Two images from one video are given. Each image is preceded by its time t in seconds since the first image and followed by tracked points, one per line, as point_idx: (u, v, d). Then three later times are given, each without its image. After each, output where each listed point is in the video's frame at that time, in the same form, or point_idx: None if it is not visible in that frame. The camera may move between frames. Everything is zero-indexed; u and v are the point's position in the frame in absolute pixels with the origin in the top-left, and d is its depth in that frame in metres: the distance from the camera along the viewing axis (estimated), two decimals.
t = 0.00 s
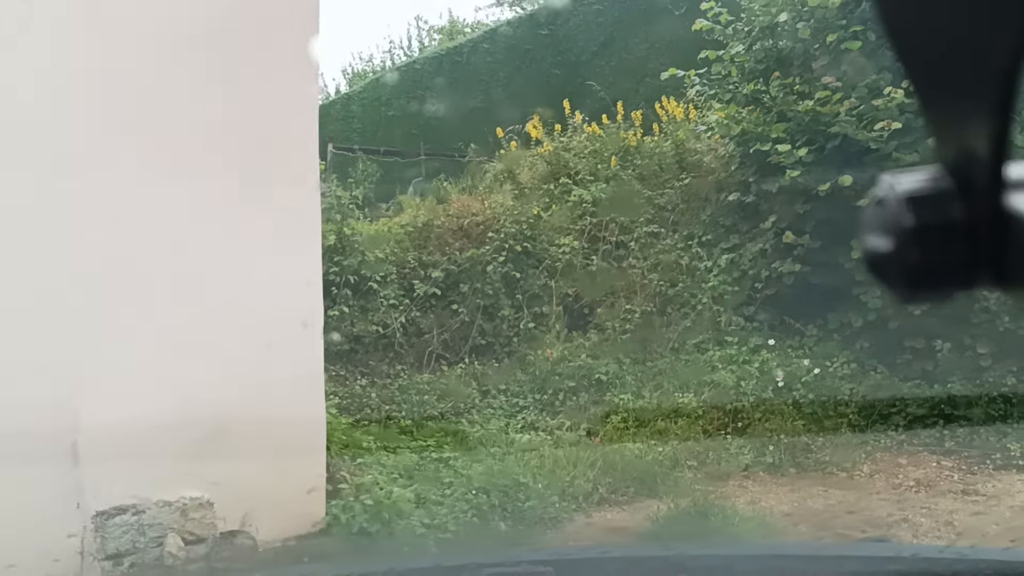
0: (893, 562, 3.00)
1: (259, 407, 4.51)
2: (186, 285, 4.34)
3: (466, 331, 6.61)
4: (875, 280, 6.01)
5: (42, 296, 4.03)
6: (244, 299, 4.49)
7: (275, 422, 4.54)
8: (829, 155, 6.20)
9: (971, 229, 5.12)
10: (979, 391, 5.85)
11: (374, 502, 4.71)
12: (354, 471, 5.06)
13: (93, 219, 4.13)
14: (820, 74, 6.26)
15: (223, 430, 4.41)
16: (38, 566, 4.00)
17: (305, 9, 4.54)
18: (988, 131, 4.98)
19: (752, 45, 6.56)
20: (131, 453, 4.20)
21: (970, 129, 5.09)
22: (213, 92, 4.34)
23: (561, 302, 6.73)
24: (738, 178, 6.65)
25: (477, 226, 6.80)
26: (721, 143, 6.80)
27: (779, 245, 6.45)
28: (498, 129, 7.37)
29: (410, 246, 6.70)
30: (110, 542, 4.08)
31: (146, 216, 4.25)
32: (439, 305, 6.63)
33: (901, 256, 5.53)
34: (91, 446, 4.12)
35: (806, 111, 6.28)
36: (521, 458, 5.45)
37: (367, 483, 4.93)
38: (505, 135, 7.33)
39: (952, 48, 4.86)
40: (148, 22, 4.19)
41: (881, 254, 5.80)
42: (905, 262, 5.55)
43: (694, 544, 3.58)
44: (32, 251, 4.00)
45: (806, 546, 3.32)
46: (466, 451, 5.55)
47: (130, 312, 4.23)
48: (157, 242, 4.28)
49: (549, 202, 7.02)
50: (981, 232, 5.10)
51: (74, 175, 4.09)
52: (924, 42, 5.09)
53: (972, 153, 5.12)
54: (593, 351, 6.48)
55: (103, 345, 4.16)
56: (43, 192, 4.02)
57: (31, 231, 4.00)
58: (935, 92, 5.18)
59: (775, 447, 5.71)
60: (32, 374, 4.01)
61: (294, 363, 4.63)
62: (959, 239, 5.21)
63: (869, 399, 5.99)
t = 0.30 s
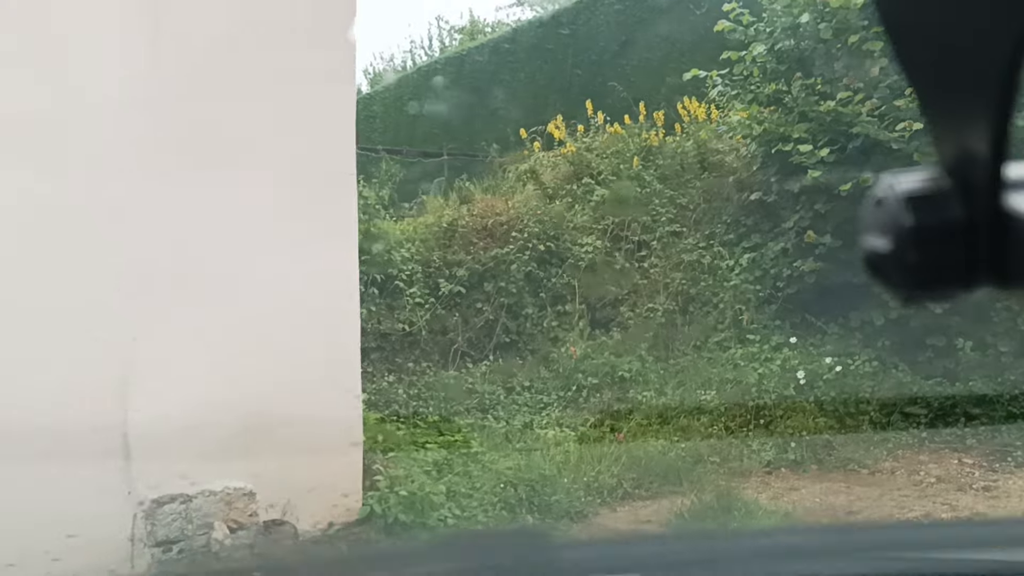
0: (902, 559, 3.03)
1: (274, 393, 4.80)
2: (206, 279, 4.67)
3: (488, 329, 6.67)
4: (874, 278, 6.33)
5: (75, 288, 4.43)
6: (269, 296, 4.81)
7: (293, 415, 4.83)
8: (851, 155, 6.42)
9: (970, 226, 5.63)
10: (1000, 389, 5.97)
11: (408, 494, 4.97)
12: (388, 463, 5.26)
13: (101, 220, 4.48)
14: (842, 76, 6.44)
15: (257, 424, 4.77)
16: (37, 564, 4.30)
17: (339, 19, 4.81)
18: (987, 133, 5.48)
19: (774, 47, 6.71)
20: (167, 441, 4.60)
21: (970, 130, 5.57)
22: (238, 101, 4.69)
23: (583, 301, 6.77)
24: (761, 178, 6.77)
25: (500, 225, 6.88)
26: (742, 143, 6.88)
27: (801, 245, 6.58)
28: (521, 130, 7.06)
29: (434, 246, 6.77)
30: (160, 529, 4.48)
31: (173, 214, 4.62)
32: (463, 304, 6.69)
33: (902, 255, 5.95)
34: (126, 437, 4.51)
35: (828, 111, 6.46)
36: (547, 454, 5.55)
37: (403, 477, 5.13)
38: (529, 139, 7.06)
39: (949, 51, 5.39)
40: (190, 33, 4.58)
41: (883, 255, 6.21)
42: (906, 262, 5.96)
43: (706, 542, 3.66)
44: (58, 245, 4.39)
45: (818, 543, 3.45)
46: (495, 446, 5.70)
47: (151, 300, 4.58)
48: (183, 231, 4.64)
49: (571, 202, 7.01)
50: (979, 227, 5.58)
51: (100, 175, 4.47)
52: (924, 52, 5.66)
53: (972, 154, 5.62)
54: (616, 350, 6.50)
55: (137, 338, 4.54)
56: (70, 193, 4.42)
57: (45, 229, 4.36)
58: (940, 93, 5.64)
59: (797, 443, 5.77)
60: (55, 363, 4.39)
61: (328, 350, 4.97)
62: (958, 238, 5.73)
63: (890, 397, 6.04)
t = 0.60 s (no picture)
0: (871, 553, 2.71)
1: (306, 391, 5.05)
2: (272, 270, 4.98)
3: (512, 328, 6.77)
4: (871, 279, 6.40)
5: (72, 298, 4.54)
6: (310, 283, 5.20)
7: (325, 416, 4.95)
8: (873, 155, 6.39)
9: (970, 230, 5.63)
10: None
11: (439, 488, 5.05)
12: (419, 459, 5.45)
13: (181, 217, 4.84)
14: (866, 76, 6.43)
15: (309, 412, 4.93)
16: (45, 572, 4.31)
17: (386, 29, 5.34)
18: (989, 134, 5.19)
19: (797, 47, 6.78)
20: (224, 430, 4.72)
21: (973, 133, 5.31)
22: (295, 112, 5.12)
23: (606, 300, 6.86)
24: (783, 178, 6.77)
25: (524, 226, 7.00)
26: (764, 144, 6.93)
27: (823, 244, 6.59)
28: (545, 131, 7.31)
29: (460, 246, 6.94)
30: (204, 519, 4.54)
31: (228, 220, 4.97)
32: (489, 303, 6.81)
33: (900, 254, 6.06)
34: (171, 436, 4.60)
35: (851, 111, 6.44)
36: (570, 451, 5.62)
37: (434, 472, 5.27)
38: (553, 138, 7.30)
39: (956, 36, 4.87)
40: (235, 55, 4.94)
41: (881, 254, 6.25)
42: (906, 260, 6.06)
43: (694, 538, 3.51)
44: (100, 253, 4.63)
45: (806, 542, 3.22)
46: (519, 443, 5.76)
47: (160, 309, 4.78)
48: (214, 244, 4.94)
49: (594, 202, 7.15)
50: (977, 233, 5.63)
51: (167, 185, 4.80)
52: (944, 63, 5.13)
53: (972, 156, 5.43)
54: (639, 349, 6.61)
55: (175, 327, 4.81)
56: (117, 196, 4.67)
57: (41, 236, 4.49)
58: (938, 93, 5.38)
59: (820, 441, 5.75)
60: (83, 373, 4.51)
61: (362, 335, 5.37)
62: (959, 239, 5.71)
63: (913, 395, 6.05)
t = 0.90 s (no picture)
0: (879, 563, 3.00)
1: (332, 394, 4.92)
2: (297, 270, 4.86)
3: (534, 327, 6.82)
4: (878, 281, 6.53)
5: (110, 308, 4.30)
6: (341, 294, 4.99)
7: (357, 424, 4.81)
8: (894, 155, 6.46)
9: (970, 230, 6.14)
10: None
11: (467, 482, 5.20)
12: (446, 453, 5.54)
13: (222, 221, 4.63)
14: (886, 75, 6.48)
15: (340, 417, 4.92)
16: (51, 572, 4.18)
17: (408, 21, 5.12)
18: (993, 136, 5.75)
19: (817, 46, 6.81)
20: (254, 435, 4.68)
21: (976, 134, 5.85)
22: (322, 105, 4.87)
23: (628, 299, 6.91)
24: (804, 177, 6.81)
25: (546, 226, 7.05)
26: (784, 143, 6.98)
27: (844, 244, 6.63)
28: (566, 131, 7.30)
29: (481, 245, 6.92)
30: (240, 512, 4.61)
31: (261, 223, 4.74)
32: (510, 303, 6.85)
33: (904, 254, 6.41)
34: (209, 427, 4.55)
35: (872, 110, 6.49)
36: (593, 449, 5.69)
37: (461, 467, 5.36)
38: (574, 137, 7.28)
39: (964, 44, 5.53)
40: (273, 65, 4.73)
41: (887, 254, 6.48)
42: (908, 260, 6.40)
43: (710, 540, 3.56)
44: (142, 258, 4.40)
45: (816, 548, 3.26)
46: (542, 441, 5.84)
47: (184, 312, 4.52)
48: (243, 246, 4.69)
49: (616, 202, 7.19)
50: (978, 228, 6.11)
51: (200, 187, 4.55)
52: (947, 73, 5.73)
53: (976, 156, 5.93)
54: (660, 347, 6.65)
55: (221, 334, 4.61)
56: (155, 198, 4.43)
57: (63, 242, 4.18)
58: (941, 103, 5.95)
59: (841, 440, 5.86)
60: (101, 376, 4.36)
61: (397, 349, 5.16)
62: (961, 239, 6.21)
63: (933, 394, 6.09)
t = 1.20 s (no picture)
0: (883, 563, 3.02)
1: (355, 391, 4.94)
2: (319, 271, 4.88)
3: (551, 327, 6.86)
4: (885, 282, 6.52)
5: (135, 306, 4.41)
6: (360, 294, 4.99)
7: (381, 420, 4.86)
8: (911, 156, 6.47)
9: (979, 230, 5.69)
10: None
11: (488, 479, 5.22)
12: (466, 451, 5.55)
13: (248, 220, 4.69)
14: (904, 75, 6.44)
15: (364, 415, 4.94)
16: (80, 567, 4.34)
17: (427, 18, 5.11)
18: (997, 138, 5.29)
19: (835, 46, 6.83)
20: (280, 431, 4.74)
21: (981, 136, 5.40)
22: (339, 107, 4.89)
23: (644, 299, 6.92)
24: (821, 176, 6.83)
25: (564, 226, 7.12)
26: (802, 142, 6.98)
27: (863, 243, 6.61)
28: (583, 131, 7.46)
29: (499, 245, 7.01)
30: (266, 507, 4.66)
31: (282, 225, 4.77)
32: (528, 303, 6.90)
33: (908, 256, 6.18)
34: (235, 421, 4.63)
35: (890, 110, 6.51)
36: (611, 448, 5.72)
37: (482, 465, 5.38)
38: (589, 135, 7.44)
39: (969, 51, 5.09)
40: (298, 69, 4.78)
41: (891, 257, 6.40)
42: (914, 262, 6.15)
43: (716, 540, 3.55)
44: (170, 257, 4.50)
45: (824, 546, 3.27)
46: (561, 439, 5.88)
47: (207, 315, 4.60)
48: (260, 248, 4.72)
49: (633, 201, 7.22)
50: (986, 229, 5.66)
51: (220, 190, 4.61)
52: (957, 73, 5.24)
53: (982, 159, 5.49)
54: (677, 346, 6.65)
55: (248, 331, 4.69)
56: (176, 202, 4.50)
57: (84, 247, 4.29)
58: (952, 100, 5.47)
59: (859, 439, 5.87)
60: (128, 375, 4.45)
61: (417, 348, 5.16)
62: (967, 238, 5.81)
63: (952, 394, 6.08)
